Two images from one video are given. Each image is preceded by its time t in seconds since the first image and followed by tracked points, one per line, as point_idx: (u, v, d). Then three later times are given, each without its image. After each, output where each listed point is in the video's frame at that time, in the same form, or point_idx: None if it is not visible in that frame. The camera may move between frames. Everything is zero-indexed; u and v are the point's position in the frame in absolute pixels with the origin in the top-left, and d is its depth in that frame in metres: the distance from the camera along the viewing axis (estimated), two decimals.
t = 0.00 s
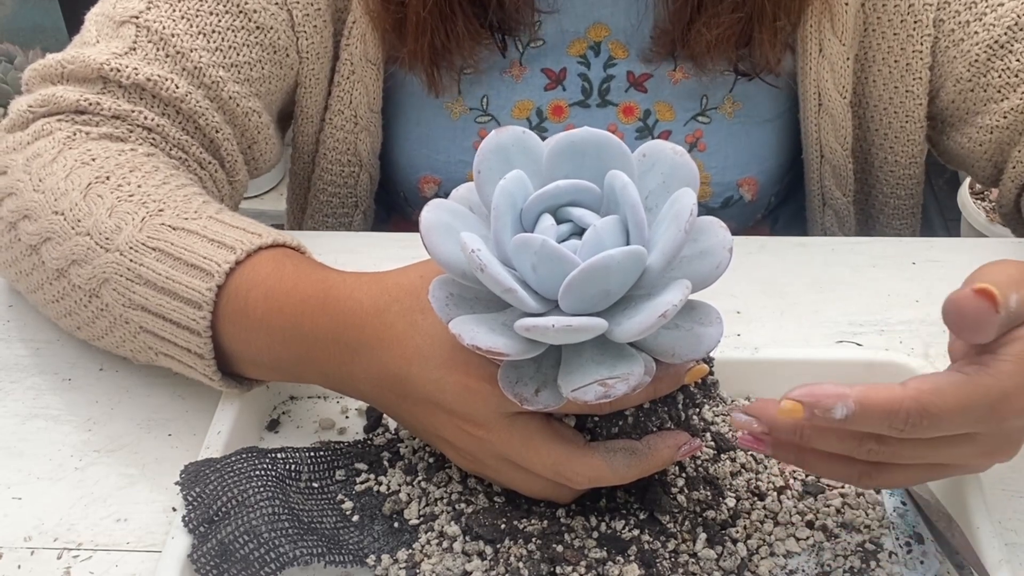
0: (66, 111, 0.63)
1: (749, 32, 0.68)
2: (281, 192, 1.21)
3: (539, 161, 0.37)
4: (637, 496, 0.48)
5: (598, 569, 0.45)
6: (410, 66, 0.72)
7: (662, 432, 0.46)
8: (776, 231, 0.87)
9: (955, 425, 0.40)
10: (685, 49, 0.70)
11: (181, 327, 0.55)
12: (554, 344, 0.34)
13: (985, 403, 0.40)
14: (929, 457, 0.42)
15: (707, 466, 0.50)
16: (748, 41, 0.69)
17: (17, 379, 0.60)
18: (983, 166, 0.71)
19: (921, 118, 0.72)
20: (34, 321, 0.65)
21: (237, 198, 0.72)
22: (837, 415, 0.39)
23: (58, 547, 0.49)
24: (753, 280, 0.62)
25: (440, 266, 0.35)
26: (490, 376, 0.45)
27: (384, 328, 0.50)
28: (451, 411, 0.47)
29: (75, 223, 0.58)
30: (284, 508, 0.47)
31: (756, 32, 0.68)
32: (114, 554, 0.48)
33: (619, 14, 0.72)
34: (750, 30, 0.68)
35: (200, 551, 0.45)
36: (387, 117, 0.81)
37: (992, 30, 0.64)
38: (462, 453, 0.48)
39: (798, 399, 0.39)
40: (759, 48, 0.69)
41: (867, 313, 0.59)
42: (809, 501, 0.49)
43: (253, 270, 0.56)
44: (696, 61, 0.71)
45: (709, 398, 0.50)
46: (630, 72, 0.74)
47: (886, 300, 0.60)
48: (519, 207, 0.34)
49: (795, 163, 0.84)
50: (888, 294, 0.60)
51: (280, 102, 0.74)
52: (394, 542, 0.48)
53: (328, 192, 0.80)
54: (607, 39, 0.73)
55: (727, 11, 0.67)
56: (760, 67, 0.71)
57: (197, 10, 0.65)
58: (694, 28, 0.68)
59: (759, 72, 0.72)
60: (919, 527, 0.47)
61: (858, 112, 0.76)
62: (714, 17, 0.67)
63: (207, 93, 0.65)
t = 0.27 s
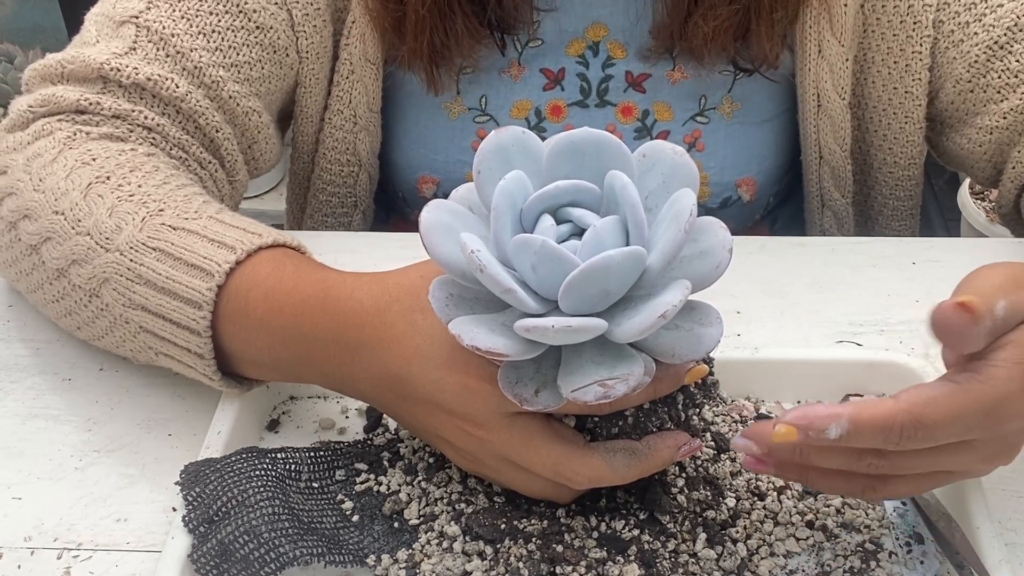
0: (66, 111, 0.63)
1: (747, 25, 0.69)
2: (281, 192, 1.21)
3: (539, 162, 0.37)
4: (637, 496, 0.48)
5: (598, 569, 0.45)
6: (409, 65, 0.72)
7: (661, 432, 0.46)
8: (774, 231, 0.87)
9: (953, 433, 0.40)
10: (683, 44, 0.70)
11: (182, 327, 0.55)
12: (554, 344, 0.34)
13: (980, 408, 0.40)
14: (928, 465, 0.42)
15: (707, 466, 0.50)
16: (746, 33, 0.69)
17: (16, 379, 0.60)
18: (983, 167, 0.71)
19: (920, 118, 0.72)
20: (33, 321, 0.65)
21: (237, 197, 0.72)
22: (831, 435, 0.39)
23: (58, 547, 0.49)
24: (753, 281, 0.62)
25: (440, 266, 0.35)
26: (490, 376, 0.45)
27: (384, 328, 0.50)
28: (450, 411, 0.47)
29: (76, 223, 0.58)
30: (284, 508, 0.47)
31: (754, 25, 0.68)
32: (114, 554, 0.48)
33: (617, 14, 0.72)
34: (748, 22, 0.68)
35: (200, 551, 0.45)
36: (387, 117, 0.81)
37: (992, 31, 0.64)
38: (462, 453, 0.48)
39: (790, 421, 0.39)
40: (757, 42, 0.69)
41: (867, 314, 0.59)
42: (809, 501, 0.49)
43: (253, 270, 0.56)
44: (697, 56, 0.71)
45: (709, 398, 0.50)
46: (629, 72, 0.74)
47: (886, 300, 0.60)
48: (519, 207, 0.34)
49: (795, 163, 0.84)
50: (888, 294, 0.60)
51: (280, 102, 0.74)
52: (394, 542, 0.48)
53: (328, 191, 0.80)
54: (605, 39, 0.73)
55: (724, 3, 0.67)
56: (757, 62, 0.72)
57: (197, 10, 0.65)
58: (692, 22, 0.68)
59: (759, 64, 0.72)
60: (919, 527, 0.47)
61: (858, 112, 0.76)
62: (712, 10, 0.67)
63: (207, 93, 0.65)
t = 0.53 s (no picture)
0: (67, 110, 0.64)
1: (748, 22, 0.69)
2: (281, 192, 1.21)
3: (540, 160, 0.37)
4: (637, 496, 0.48)
5: (598, 569, 0.45)
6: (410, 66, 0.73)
7: (661, 431, 0.46)
8: (776, 231, 0.87)
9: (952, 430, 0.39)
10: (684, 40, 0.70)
11: (182, 326, 0.55)
12: (553, 343, 0.34)
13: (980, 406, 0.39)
14: (927, 464, 0.42)
15: (707, 466, 0.50)
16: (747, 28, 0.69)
17: (17, 379, 0.60)
18: (983, 166, 0.71)
19: (921, 117, 0.72)
20: (34, 321, 0.65)
21: (238, 197, 0.72)
22: (834, 430, 0.37)
23: (58, 547, 0.49)
24: (753, 280, 0.62)
25: (440, 264, 0.35)
26: (490, 374, 0.45)
27: (384, 327, 0.50)
28: (450, 411, 0.47)
29: (77, 221, 0.58)
30: (284, 508, 0.47)
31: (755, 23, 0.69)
32: (114, 554, 0.48)
33: (618, 13, 0.73)
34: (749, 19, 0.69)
35: (200, 551, 0.45)
36: (388, 117, 0.81)
37: (991, 29, 0.64)
38: (462, 453, 0.48)
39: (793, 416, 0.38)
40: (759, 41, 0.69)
41: (867, 313, 0.59)
42: (809, 501, 0.49)
43: (254, 269, 0.56)
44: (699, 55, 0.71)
45: (709, 398, 0.50)
46: (630, 71, 0.74)
47: (886, 300, 0.60)
48: (520, 205, 0.34)
49: (796, 162, 0.84)
50: (888, 294, 0.60)
51: (281, 102, 0.74)
52: (394, 542, 0.48)
53: (329, 192, 0.80)
54: (607, 38, 0.73)
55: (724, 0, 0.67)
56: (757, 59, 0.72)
57: (198, 10, 0.65)
58: (693, 19, 0.68)
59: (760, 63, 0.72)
60: (919, 527, 0.47)
61: (858, 112, 0.76)
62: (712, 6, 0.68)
63: (208, 92, 0.65)
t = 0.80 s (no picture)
0: (66, 111, 0.64)
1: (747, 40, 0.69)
2: (280, 192, 1.21)
3: (540, 161, 0.37)
4: (637, 496, 0.48)
5: (598, 569, 0.45)
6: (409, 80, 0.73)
7: (662, 432, 0.46)
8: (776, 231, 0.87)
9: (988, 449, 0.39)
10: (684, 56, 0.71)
11: (182, 327, 0.55)
12: (554, 343, 0.34)
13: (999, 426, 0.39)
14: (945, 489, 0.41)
15: (707, 466, 0.50)
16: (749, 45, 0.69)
17: (16, 380, 0.60)
18: (983, 167, 0.71)
19: (920, 119, 0.72)
20: (33, 321, 0.64)
21: (237, 198, 0.72)
22: (865, 455, 0.37)
23: (58, 547, 0.49)
24: (753, 281, 0.62)
25: (440, 265, 0.35)
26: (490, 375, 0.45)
27: (384, 328, 0.50)
28: (450, 411, 0.47)
29: (76, 222, 0.58)
30: (284, 508, 0.47)
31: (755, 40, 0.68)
32: (114, 554, 0.48)
33: (618, 17, 0.72)
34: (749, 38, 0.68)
35: (200, 551, 0.45)
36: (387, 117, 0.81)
37: (991, 31, 0.64)
38: (462, 454, 0.48)
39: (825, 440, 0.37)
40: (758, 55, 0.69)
41: (867, 314, 0.59)
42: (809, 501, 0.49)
43: (254, 270, 0.56)
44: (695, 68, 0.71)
45: (709, 398, 0.50)
46: (629, 73, 0.74)
47: (886, 300, 0.60)
48: (520, 206, 0.34)
49: (795, 163, 0.84)
50: (888, 294, 0.60)
51: (280, 102, 0.74)
52: (394, 542, 0.48)
53: (328, 192, 0.80)
54: (606, 41, 0.73)
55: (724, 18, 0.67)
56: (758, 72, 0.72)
57: (197, 11, 0.65)
58: (693, 36, 0.68)
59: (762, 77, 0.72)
60: (919, 527, 0.47)
61: (858, 113, 0.76)
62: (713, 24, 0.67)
63: (208, 93, 0.65)
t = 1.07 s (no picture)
0: (67, 110, 0.64)
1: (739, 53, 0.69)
2: (280, 193, 1.21)
3: (540, 161, 0.37)
4: (637, 496, 0.48)
5: (598, 569, 0.45)
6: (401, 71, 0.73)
7: (662, 432, 0.46)
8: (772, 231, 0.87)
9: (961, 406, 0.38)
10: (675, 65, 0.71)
11: (182, 325, 0.55)
12: (554, 343, 0.34)
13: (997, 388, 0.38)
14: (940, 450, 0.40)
15: (707, 466, 0.50)
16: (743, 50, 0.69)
17: (16, 379, 0.60)
18: (980, 168, 0.71)
19: (916, 120, 0.72)
20: (33, 321, 0.65)
21: (238, 197, 0.72)
22: (858, 392, 0.35)
23: (58, 547, 0.49)
24: (753, 281, 0.62)
25: (441, 264, 0.35)
26: (490, 374, 0.45)
27: (384, 327, 0.50)
28: (450, 410, 0.47)
29: (77, 221, 0.58)
30: (284, 508, 0.47)
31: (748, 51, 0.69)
32: (114, 554, 0.48)
33: (613, 18, 0.72)
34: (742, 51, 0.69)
35: (200, 551, 0.45)
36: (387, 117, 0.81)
37: (986, 32, 0.64)
38: (463, 453, 0.48)
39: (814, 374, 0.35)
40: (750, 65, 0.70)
41: (866, 313, 0.59)
42: (809, 501, 0.49)
43: (254, 269, 0.56)
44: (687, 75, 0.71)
45: (709, 398, 0.50)
46: (624, 75, 0.74)
47: (885, 300, 0.60)
48: (521, 205, 0.34)
49: (793, 164, 0.84)
50: (888, 294, 0.60)
51: (280, 102, 0.74)
52: (394, 542, 0.48)
53: (328, 193, 0.80)
54: (601, 41, 0.73)
55: (718, 29, 0.68)
56: (754, 80, 0.71)
57: (197, 10, 0.65)
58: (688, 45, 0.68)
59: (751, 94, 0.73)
60: (919, 527, 0.47)
61: (855, 115, 0.76)
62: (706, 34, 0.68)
63: (208, 92, 0.65)
